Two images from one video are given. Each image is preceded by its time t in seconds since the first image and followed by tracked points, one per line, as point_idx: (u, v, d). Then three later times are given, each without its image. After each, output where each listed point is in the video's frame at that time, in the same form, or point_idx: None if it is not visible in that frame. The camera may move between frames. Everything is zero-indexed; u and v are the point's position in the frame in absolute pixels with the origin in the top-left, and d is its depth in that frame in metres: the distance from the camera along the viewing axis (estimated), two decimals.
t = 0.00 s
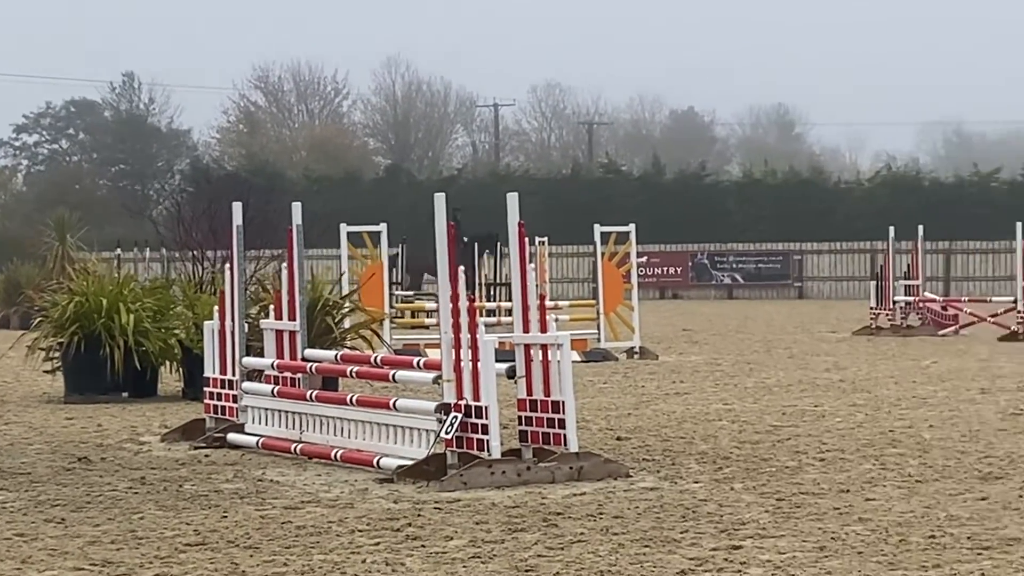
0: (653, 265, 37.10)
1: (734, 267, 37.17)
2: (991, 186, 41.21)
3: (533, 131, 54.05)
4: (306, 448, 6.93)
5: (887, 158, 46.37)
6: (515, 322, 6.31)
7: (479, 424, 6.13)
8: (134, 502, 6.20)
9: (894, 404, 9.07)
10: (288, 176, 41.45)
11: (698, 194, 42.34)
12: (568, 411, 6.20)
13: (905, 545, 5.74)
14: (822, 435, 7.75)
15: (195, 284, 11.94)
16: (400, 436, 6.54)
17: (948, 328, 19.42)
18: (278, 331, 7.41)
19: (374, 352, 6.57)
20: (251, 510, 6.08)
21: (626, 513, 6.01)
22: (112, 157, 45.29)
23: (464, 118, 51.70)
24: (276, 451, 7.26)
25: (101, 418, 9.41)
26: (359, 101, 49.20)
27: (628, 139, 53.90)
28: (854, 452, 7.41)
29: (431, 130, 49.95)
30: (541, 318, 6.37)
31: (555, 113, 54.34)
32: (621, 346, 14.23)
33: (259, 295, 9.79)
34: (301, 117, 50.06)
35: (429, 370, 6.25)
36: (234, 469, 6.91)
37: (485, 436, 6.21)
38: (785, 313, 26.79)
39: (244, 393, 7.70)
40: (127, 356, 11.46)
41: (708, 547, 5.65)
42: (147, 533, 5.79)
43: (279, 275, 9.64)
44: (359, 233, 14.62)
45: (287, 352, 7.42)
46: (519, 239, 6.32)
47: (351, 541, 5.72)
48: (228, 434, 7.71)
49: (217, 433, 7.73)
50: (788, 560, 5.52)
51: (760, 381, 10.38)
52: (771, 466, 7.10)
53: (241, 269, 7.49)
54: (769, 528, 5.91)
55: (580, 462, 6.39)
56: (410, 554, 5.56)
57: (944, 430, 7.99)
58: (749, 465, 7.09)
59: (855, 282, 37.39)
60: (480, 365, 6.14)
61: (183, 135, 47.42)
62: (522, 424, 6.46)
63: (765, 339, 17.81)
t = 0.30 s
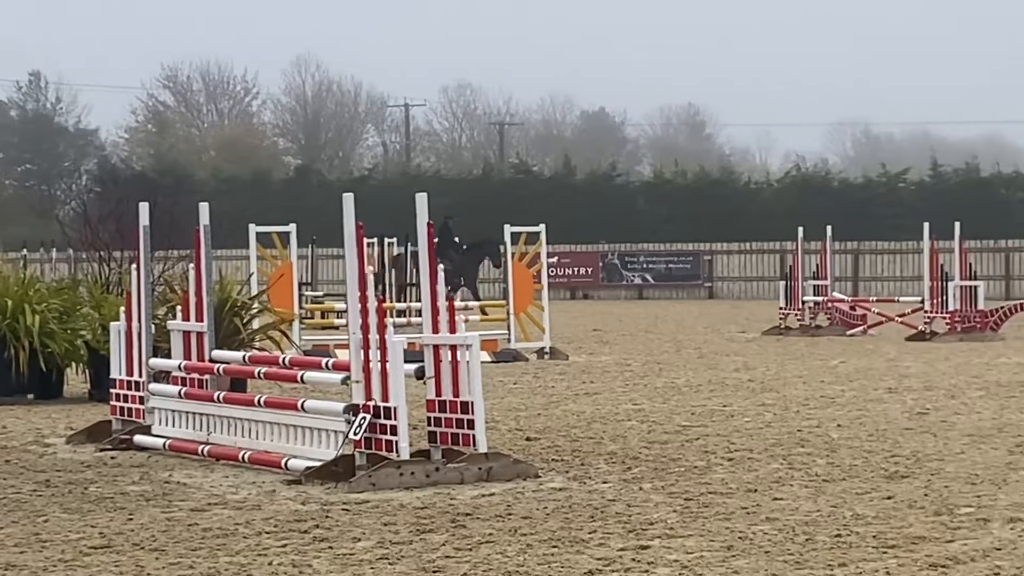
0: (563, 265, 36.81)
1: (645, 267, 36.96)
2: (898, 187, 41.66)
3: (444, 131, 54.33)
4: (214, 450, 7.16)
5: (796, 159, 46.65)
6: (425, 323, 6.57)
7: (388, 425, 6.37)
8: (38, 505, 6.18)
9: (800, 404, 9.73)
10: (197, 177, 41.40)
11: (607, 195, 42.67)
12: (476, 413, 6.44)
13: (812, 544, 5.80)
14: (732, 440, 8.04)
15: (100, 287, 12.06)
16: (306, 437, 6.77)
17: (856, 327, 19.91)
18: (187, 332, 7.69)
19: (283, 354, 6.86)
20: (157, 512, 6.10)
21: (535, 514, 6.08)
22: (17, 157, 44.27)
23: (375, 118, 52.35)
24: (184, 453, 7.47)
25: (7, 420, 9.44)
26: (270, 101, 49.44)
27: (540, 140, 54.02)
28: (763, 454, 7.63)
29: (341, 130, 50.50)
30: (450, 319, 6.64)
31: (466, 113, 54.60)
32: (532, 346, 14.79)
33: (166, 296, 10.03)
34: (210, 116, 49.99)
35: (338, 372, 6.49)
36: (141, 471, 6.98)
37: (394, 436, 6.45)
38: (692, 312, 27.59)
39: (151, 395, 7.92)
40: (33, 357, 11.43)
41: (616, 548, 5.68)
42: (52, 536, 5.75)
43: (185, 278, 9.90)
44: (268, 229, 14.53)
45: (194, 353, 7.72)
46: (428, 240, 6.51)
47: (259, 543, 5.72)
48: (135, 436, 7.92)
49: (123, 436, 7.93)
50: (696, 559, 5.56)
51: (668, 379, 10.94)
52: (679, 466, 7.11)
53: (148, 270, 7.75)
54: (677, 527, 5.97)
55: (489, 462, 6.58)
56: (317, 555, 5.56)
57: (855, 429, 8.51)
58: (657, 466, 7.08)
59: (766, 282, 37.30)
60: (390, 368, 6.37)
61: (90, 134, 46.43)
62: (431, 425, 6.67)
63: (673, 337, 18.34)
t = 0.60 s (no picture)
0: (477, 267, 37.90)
1: (558, 268, 38.05)
2: (809, 188, 43.23)
3: (356, 132, 57.04)
4: (123, 453, 7.48)
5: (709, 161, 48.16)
6: (337, 325, 6.97)
7: (299, 427, 6.72)
8: None
9: (711, 405, 10.52)
10: (108, 177, 42.00)
11: (521, 196, 43.93)
12: (387, 414, 6.80)
13: (722, 544, 5.86)
14: (643, 439, 8.45)
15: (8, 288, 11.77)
16: (215, 439, 7.14)
17: (767, 328, 20.81)
18: (96, 334, 8.00)
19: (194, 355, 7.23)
20: (65, 515, 6.09)
21: (446, 515, 6.21)
22: None
23: (288, 119, 54.25)
24: (92, 455, 7.77)
25: None
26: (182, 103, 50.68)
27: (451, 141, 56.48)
28: (674, 455, 7.92)
29: (253, 131, 52.34)
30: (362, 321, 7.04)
31: (379, 115, 57.27)
32: (445, 347, 15.64)
33: (77, 297, 9.94)
34: (121, 115, 50.77)
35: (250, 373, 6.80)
36: (50, 474, 7.09)
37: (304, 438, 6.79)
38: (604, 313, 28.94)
39: (59, 398, 8.21)
40: None
41: (527, 548, 5.72)
42: None
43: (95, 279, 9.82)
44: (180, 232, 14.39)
45: (103, 355, 8.03)
46: (340, 244, 6.90)
47: (168, 545, 5.69)
48: (43, 438, 8.22)
49: (32, 438, 8.23)
50: (607, 560, 5.58)
51: (585, 382, 12.02)
52: (592, 466, 7.34)
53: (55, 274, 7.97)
54: (588, 528, 6.03)
55: (400, 464, 6.91)
56: (226, 557, 5.55)
57: (762, 426, 9.03)
58: (569, 466, 7.34)
59: (678, 283, 38.17)
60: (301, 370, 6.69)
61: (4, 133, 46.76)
62: (342, 427, 7.03)
63: (587, 341, 19.48)
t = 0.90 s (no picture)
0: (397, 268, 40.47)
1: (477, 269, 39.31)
2: (726, 189, 46.44)
3: (274, 134, 61.79)
4: (38, 456, 7.72)
5: (628, 163, 50.65)
6: (253, 326, 7.36)
7: (216, 429, 7.09)
8: None
9: (627, 407, 11.39)
10: (23, 178, 43.29)
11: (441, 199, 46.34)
12: (303, 416, 7.22)
13: (638, 546, 5.93)
14: (561, 442, 9.11)
15: None
16: (131, 442, 7.45)
17: (684, 330, 21.45)
18: (11, 335, 8.22)
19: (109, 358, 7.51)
20: None
21: (363, 518, 6.34)
22: None
23: (204, 119, 57.93)
24: (8, 457, 8.01)
25: None
26: (97, 104, 53.81)
27: (370, 141, 63.45)
28: (590, 455, 8.35)
29: (168, 133, 55.87)
30: (277, 323, 7.47)
31: (295, 117, 62.30)
32: (364, 350, 16.22)
33: None
34: (37, 116, 52.36)
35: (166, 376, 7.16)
36: None
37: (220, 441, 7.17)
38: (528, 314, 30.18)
39: None
40: None
41: (444, 550, 5.76)
42: None
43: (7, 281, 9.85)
44: (95, 233, 14.17)
45: (17, 355, 8.23)
46: (255, 245, 7.28)
47: (82, 549, 5.65)
48: None
49: None
50: (523, 561, 5.62)
51: (501, 385, 13.37)
52: (510, 468, 7.80)
53: None
54: (504, 531, 6.11)
55: (316, 466, 7.32)
56: (140, 561, 5.52)
57: (678, 427, 9.84)
58: (486, 469, 7.77)
59: (595, 285, 39.58)
60: (217, 372, 7.02)
61: None
62: (259, 429, 7.42)
63: (503, 342, 20.55)
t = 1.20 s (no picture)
0: (321, 271, 41.53)
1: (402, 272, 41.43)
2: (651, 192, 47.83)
3: (199, 135, 62.48)
4: None
5: (553, 165, 51.76)
6: (177, 328, 7.59)
7: (138, 432, 7.31)
8: None
9: (551, 408, 11.64)
10: None
11: (366, 200, 48.53)
12: (227, 419, 7.45)
13: (562, 548, 6.00)
14: (486, 445, 9.35)
15: None
16: (52, 445, 7.72)
17: (609, 333, 21.65)
18: None
19: (32, 361, 7.75)
20: None
21: (287, 521, 6.45)
22: None
23: (129, 121, 59.02)
24: None
25: None
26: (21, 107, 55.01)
27: (298, 143, 63.80)
28: (516, 458, 8.68)
29: (92, 133, 57.11)
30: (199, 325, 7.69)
31: (221, 117, 62.82)
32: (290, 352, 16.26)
33: None
34: None
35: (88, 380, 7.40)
36: None
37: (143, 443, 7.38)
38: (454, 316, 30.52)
39: None
40: None
41: (368, 552, 5.80)
42: None
43: None
44: (15, 234, 13.73)
45: None
46: (178, 248, 7.50)
47: (3, 552, 5.63)
48: None
49: None
50: (447, 563, 5.67)
51: (427, 387, 13.51)
52: (432, 472, 8.15)
53: None
54: (428, 534, 6.21)
55: (240, 469, 7.54)
56: (63, 564, 5.50)
57: (602, 430, 10.05)
58: (410, 472, 8.15)
59: (522, 287, 41.39)
60: (140, 375, 7.24)
61: None
62: (182, 432, 7.67)
63: (430, 344, 20.83)
